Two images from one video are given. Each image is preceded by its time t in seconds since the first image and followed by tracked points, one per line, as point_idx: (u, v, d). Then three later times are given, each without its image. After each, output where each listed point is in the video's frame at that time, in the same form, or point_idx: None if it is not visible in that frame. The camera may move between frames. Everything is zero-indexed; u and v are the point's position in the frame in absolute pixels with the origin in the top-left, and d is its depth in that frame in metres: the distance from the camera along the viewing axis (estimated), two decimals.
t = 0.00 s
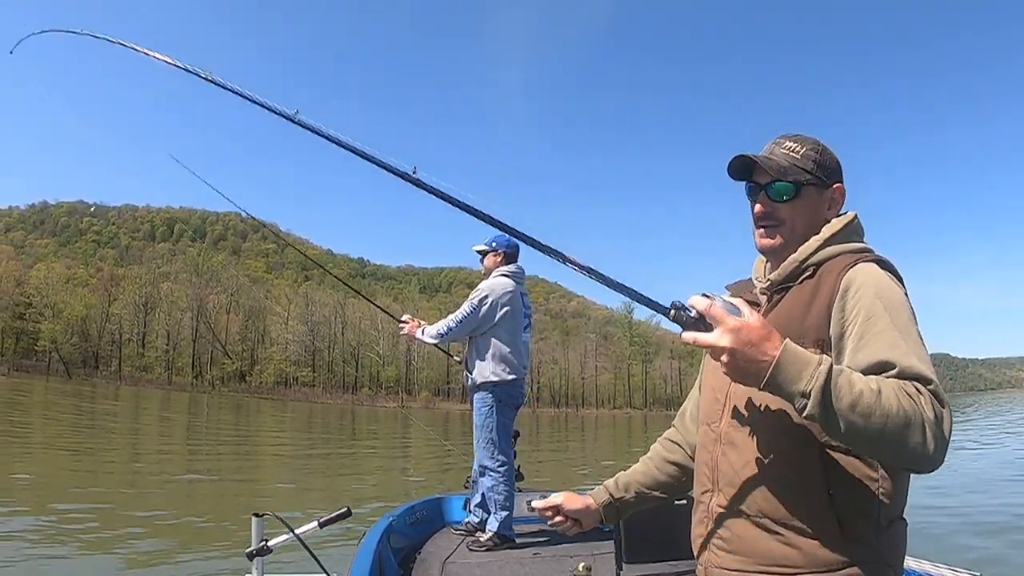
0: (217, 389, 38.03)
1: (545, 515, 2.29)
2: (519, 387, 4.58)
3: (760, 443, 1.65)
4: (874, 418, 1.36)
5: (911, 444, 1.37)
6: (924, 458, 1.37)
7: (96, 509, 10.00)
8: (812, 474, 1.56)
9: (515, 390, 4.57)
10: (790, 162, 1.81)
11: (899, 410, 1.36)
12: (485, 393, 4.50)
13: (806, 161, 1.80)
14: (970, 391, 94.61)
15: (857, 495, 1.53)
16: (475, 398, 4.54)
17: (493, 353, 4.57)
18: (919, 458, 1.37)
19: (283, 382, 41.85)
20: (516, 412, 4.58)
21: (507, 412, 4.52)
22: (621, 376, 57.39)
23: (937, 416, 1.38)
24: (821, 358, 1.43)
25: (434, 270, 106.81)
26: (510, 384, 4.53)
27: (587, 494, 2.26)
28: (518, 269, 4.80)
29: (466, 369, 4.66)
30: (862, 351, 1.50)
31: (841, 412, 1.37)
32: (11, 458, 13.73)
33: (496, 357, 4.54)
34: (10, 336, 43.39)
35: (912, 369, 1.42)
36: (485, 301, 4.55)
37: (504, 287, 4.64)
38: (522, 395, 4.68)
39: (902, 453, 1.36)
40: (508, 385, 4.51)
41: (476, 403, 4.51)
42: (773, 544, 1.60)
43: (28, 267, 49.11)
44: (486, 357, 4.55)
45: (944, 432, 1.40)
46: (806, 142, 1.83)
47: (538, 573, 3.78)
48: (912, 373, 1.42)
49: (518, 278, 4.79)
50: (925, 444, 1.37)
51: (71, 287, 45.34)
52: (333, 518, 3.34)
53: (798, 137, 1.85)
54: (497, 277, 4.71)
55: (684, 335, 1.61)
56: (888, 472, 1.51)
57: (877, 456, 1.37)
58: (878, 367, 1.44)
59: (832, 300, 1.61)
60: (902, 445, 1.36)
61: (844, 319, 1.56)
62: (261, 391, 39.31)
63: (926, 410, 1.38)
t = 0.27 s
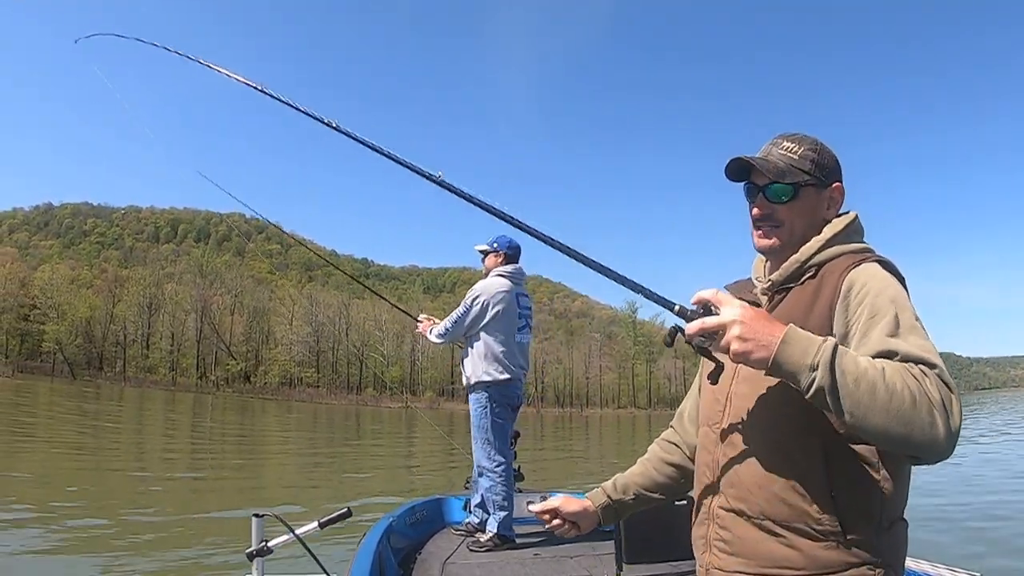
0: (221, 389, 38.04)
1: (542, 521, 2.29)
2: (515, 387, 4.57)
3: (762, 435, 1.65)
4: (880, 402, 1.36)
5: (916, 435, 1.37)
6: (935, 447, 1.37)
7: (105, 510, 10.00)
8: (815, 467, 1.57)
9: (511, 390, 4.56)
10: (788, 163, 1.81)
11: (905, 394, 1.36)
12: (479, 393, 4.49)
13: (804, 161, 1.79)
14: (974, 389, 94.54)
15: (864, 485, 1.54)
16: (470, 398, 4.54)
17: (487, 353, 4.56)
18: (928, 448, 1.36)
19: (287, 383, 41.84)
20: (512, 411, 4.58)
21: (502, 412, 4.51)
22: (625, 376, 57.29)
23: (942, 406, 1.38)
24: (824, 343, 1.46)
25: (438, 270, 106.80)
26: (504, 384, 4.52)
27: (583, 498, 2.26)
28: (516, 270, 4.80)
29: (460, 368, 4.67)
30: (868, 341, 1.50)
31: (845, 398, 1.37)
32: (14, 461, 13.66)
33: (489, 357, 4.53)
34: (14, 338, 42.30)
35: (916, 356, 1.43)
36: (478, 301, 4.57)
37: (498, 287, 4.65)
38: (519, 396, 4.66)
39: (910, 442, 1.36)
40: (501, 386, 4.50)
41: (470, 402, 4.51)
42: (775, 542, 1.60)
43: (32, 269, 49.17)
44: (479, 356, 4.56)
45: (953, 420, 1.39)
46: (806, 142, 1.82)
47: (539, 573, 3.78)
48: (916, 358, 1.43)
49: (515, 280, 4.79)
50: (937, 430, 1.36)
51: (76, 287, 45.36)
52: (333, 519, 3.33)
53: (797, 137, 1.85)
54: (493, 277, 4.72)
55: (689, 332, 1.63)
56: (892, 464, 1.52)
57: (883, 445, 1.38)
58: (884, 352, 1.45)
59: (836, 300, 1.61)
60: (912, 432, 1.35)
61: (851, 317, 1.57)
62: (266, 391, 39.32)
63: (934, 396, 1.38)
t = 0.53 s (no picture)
0: (226, 389, 38.06)
1: (546, 529, 2.27)
2: (513, 386, 4.57)
3: (765, 429, 1.65)
4: (884, 384, 1.35)
5: (923, 427, 1.35)
6: (943, 430, 1.35)
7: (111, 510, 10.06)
8: (818, 463, 1.57)
9: (509, 389, 4.56)
10: (788, 163, 1.81)
11: (909, 377, 1.36)
12: (477, 393, 4.50)
13: (802, 160, 1.79)
14: (979, 388, 94.27)
15: (868, 475, 1.54)
16: (469, 398, 4.55)
17: (484, 353, 4.57)
18: (937, 432, 1.35)
19: (292, 383, 41.84)
20: (510, 410, 4.58)
21: (500, 411, 4.51)
22: (630, 376, 57.16)
23: (947, 396, 1.37)
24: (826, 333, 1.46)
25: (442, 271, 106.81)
26: (502, 384, 4.52)
27: (587, 504, 2.26)
28: (514, 269, 4.80)
29: (459, 367, 4.68)
30: (872, 331, 1.50)
31: (848, 384, 1.37)
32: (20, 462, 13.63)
33: (487, 356, 4.54)
34: (20, 339, 40.89)
35: (920, 343, 1.42)
36: (474, 302, 4.57)
37: (496, 286, 4.65)
38: (518, 396, 4.67)
39: (916, 427, 1.34)
40: (498, 385, 4.51)
41: (469, 402, 4.52)
42: (778, 541, 1.60)
43: (38, 270, 49.30)
44: (476, 356, 4.56)
45: (961, 403, 1.38)
46: (805, 140, 1.82)
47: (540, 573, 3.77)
48: (918, 345, 1.43)
49: (513, 279, 4.79)
50: (943, 416, 1.35)
51: (80, 288, 45.44)
52: (334, 519, 3.33)
53: (797, 136, 1.84)
54: (491, 278, 4.72)
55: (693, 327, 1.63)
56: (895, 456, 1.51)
57: (889, 433, 1.37)
58: (887, 341, 1.44)
59: (839, 298, 1.61)
60: (919, 417, 1.34)
61: (855, 312, 1.56)
62: (271, 392, 39.32)
63: (938, 379, 1.37)
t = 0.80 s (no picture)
0: (230, 390, 38.06)
1: (547, 534, 2.26)
2: (513, 385, 4.58)
3: (764, 426, 1.65)
4: (884, 382, 1.35)
5: (931, 424, 1.35)
6: (944, 427, 1.35)
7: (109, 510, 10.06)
8: (820, 460, 1.56)
9: (509, 389, 4.57)
10: (785, 161, 1.80)
11: (911, 373, 1.35)
12: (478, 392, 4.51)
13: (799, 159, 1.78)
14: (984, 388, 94.19)
15: (869, 473, 1.54)
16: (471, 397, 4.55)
17: (485, 352, 4.56)
18: (937, 429, 1.34)
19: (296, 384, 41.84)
20: (511, 409, 4.58)
21: (501, 411, 4.51)
22: (634, 376, 57.11)
23: (949, 391, 1.37)
24: (829, 327, 1.46)
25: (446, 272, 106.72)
26: (503, 383, 4.52)
27: (587, 508, 2.26)
28: (514, 270, 4.81)
29: (458, 366, 4.69)
30: (872, 330, 1.50)
31: (848, 380, 1.37)
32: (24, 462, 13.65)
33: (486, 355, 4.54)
34: (24, 339, 40.48)
35: (919, 340, 1.42)
36: (475, 301, 4.56)
37: (496, 285, 4.65)
38: (518, 395, 4.68)
39: (918, 425, 1.34)
40: (498, 385, 4.51)
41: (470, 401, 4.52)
42: (780, 545, 1.59)
43: (42, 270, 49.36)
44: (478, 355, 4.55)
45: (961, 399, 1.37)
46: (801, 139, 1.82)
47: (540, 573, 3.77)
48: (920, 341, 1.42)
49: (513, 280, 4.80)
50: (945, 412, 1.34)
51: (84, 288, 45.48)
52: (334, 518, 3.33)
53: (793, 134, 1.84)
54: (491, 277, 4.72)
55: (695, 323, 1.62)
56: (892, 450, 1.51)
57: (895, 433, 1.36)
58: (887, 339, 1.44)
59: (839, 298, 1.61)
60: (919, 413, 1.34)
61: (854, 312, 1.56)
62: (275, 392, 39.32)
63: (940, 375, 1.36)
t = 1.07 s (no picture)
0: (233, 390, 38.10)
1: (547, 537, 2.26)
2: (513, 385, 4.59)
3: (763, 427, 1.65)
4: (882, 381, 1.35)
5: (930, 424, 1.35)
6: (943, 427, 1.35)
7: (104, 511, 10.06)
8: (819, 460, 1.56)
9: (510, 388, 4.58)
10: (780, 163, 1.80)
11: (908, 375, 1.35)
12: (479, 391, 4.50)
13: (795, 159, 1.78)
14: (988, 388, 94.21)
15: (868, 473, 1.54)
16: (472, 396, 4.54)
17: (487, 352, 4.56)
18: (936, 428, 1.34)
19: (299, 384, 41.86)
20: (511, 409, 4.59)
21: (503, 410, 4.52)
22: (637, 377, 57.06)
23: (949, 390, 1.37)
24: (824, 327, 1.46)
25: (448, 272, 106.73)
26: (504, 382, 4.54)
27: (588, 511, 2.26)
28: (514, 271, 4.81)
29: (458, 365, 4.68)
30: (870, 330, 1.50)
31: (846, 381, 1.37)
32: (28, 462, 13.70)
33: (488, 356, 4.54)
34: (28, 340, 40.59)
35: (918, 340, 1.42)
36: (478, 301, 4.56)
37: (497, 286, 4.65)
38: (516, 393, 4.69)
39: (914, 424, 1.34)
40: (500, 384, 4.51)
41: (471, 401, 4.52)
42: (778, 545, 1.59)
43: (45, 272, 49.47)
44: (480, 354, 4.55)
45: (959, 399, 1.38)
46: (797, 139, 1.82)
47: (540, 572, 3.77)
48: (917, 341, 1.42)
49: (513, 281, 4.81)
50: (941, 412, 1.34)
51: (88, 289, 45.56)
52: (334, 518, 3.33)
53: (789, 134, 1.84)
54: (493, 277, 4.72)
55: (691, 325, 1.62)
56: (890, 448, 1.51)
57: (890, 432, 1.37)
58: (885, 338, 1.44)
59: (835, 298, 1.61)
60: (917, 413, 1.34)
61: (852, 311, 1.56)
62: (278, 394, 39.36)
63: (936, 375, 1.37)
